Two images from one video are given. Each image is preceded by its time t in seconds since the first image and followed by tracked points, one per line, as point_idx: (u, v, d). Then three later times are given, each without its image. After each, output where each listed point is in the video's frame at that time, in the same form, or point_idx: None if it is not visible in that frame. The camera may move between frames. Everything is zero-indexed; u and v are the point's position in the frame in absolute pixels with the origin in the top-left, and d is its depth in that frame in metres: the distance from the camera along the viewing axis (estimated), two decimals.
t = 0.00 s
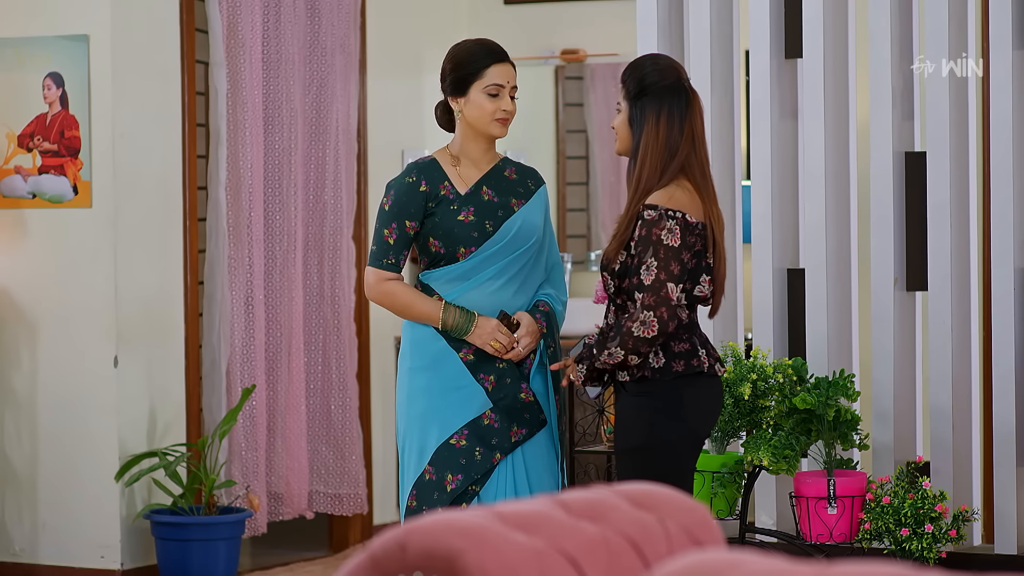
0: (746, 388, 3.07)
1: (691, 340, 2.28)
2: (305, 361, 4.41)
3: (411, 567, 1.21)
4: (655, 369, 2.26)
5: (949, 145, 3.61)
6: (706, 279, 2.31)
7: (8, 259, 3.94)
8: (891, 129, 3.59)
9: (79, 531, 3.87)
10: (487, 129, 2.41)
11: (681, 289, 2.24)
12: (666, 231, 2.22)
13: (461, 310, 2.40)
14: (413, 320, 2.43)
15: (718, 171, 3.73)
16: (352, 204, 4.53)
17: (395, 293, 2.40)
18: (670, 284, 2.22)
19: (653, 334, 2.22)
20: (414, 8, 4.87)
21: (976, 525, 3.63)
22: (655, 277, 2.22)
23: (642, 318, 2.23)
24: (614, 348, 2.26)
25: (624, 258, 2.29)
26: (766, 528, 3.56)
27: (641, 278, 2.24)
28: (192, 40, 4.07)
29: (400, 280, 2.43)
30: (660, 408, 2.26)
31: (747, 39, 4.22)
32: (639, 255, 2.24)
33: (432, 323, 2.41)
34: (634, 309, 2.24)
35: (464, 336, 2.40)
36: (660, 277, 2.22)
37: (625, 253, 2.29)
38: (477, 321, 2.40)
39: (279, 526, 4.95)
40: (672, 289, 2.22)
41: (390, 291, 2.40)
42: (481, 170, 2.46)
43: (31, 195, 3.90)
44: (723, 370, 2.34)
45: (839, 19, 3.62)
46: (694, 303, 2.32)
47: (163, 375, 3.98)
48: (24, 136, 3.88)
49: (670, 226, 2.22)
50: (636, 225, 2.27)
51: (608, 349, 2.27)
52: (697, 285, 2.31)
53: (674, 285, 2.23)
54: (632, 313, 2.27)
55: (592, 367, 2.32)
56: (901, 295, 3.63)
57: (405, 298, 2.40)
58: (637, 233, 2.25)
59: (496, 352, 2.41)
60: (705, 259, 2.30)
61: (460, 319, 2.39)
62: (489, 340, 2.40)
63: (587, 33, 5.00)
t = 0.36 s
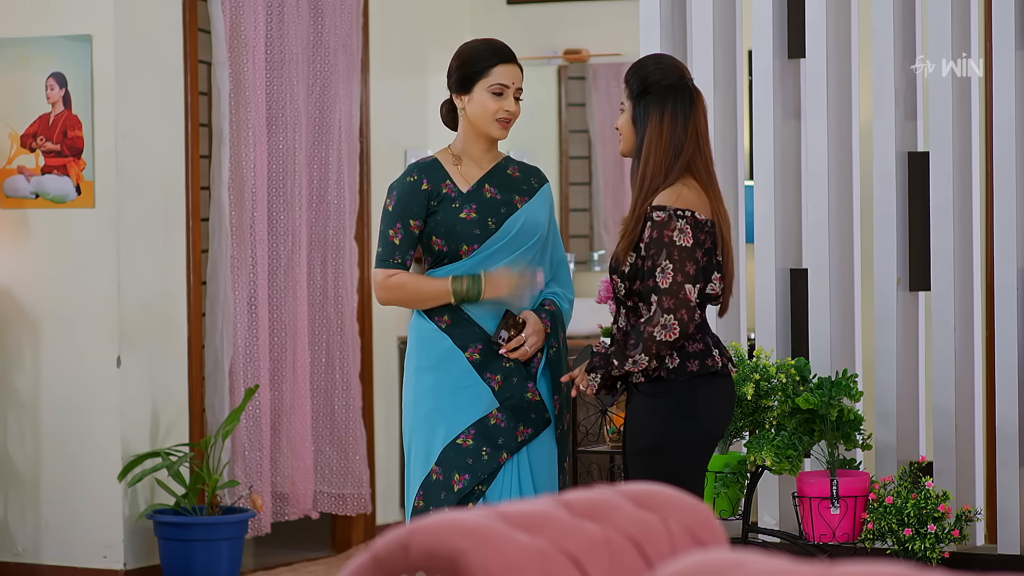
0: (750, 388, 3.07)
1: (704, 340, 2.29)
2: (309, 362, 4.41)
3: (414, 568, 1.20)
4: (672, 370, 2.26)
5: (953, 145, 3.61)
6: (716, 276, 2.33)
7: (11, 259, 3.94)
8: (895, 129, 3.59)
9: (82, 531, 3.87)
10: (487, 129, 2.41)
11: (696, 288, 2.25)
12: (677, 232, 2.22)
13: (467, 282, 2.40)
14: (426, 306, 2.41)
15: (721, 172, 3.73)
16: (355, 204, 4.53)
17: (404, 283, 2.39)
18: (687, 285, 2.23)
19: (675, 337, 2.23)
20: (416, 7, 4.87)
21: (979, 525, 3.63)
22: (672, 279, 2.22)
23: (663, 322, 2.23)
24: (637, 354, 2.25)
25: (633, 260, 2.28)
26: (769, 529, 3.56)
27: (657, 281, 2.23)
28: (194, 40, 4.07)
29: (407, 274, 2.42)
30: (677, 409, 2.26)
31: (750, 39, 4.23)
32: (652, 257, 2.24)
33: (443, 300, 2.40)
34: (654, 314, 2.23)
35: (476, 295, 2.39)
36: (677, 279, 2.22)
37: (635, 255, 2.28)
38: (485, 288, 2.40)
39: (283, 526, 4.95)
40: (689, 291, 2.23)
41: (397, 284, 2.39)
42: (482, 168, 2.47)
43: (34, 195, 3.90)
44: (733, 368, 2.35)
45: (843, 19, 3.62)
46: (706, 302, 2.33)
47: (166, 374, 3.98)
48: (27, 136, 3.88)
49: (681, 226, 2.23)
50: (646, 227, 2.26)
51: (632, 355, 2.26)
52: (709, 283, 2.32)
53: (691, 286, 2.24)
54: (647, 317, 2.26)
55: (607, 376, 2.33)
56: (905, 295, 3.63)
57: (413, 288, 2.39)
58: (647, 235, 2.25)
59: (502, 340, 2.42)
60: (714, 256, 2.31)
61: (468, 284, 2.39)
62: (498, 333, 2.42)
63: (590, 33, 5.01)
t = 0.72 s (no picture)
0: (751, 388, 3.07)
1: (712, 341, 2.28)
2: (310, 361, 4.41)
3: (414, 568, 1.20)
4: (679, 370, 2.26)
5: (953, 145, 3.61)
6: (724, 277, 2.32)
7: (12, 259, 3.94)
8: (895, 130, 3.60)
9: (83, 531, 3.87)
10: (502, 130, 2.41)
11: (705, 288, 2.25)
12: (683, 233, 2.22)
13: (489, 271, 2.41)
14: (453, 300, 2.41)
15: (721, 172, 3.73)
16: (355, 204, 4.53)
17: (426, 281, 2.39)
18: (696, 285, 2.22)
19: (685, 338, 2.22)
20: (417, 7, 4.87)
21: (979, 525, 3.63)
22: (680, 280, 2.21)
23: (672, 322, 2.22)
24: (646, 355, 2.25)
25: (640, 261, 2.29)
26: (770, 528, 3.56)
27: (665, 282, 2.23)
28: (195, 41, 4.07)
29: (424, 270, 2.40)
30: (682, 412, 2.26)
31: (751, 38, 4.23)
32: (660, 258, 2.23)
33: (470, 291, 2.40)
34: (663, 315, 2.23)
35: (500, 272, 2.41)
36: (685, 280, 2.22)
37: (641, 256, 2.29)
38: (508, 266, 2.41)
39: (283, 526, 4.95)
40: (698, 291, 2.22)
41: (418, 283, 2.38)
42: (495, 167, 2.46)
43: (34, 195, 3.90)
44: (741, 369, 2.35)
45: (843, 19, 3.62)
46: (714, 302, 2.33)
47: (167, 375, 3.98)
48: (28, 136, 3.88)
49: (687, 226, 2.22)
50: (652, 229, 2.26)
51: (641, 357, 2.26)
52: (716, 284, 2.31)
53: (699, 286, 2.23)
54: (655, 319, 2.26)
55: (615, 378, 2.33)
56: (905, 295, 3.63)
57: (437, 284, 2.39)
58: (654, 236, 2.24)
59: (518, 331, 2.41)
60: (721, 256, 2.31)
61: (494, 272, 2.40)
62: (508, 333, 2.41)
63: (591, 33, 5.01)
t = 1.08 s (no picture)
0: (751, 388, 3.07)
1: (711, 342, 2.28)
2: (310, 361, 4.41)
3: (415, 567, 1.20)
4: (675, 369, 2.26)
5: (953, 145, 3.60)
6: (728, 279, 2.33)
7: (12, 259, 3.94)
8: (895, 129, 3.60)
9: (83, 531, 3.87)
10: (511, 131, 2.41)
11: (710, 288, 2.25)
12: (693, 232, 2.22)
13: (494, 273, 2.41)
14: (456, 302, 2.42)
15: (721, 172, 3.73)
16: (356, 204, 4.52)
17: (430, 283, 2.38)
18: (702, 285, 2.23)
19: (687, 336, 2.22)
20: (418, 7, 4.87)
21: (980, 525, 3.63)
22: (687, 279, 2.22)
23: (676, 321, 2.22)
24: (648, 352, 2.25)
25: (646, 257, 2.28)
26: (770, 529, 3.56)
27: (671, 281, 2.23)
28: (195, 41, 4.07)
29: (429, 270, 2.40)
30: (676, 412, 2.26)
31: (751, 39, 4.23)
32: (667, 256, 2.23)
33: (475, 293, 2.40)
34: (667, 312, 2.23)
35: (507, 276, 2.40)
36: (692, 279, 2.22)
37: (648, 253, 2.28)
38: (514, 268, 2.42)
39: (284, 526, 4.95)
40: (704, 291, 2.23)
41: (423, 283, 2.38)
42: (503, 167, 2.46)
43: (35, 195, 3.90)
44: (739, 371, 2.35)
45: (843, 20, 3.62)
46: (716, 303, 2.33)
47: (167, 375, 3.98)
48: (28, 136, 3.88)
49: (697, 226, 2.22)
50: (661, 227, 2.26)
51: (644, 354, 2.26)
52: (720, 285, 2.32)
53: (705, 286, 2.23)
54: (658, 316, 2.26)
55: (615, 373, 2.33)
56: (906, 295, 3.63)
57: (442, 285, 2.39)
58: (662, 234, 2.25)
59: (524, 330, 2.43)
60: (728, 258, 2.32)
61: (500, 275, 2.40)
62: (513, 333, 2.43)
63: (591, 33, 5.01)
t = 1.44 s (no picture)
0: (751, 388, 3.07)
1: (713, 340, 2.29)
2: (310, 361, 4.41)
3: (415, 567, 1.20)
4: (679, 367, 2.26)
5: (953, 144, 3.60)
6: (732, 277, 2.33)
7: (12, 260, 3.94)
8: (895, 130, 3.60)
9: (83, 531, 3.87)
10: (514, 130, 2.41)
11: (712, 285, 2.25)
12: (697, 229, 2.22)
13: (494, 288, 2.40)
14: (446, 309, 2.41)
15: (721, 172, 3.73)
16: (356, 204, 4.52)
17: (426, 286, 2.38)
18: (704, 281, 2.23)
19: (689, 331, 2.22)
20: (418, 7, 4.87)
21: (980, 525, 3.63)
22: (689, 275, 2.22)
23: (679, 316, 2.23)
24: (653, 349, 2.25)
25: (650, 257, 2.29)
26: (770, 529, 3.56)
27: (674, 276, 2.23)
28: (195, 40, 4.07)
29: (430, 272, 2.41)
30: (680, 410, 2.26)
31: (750, 39, 4.23)
32: (671, 253, 2.24)
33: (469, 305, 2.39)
34: (670, 308, 2.23)
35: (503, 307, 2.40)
36: (694, 275, 2.22)
37: (652, 252, 2.29)
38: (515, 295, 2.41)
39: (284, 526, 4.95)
40: (706, 287, 2.23)
41: (419, 284, 2.39)
42: (506, 167, 2.46)
43: (35, 195, 3.90)
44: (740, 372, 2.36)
45: (843, 20, 3.63)
46: (719, 302, 2.33)
47: (167, 376, 3.98)
48: (28, 136, 3.88)
49: (700, 223, 2.23)
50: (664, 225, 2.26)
51: (647, 350, 2.26)
52: (723, 283, 2.32)
53: (707, 282, 2.23)
54: (662, 313, 2.27)
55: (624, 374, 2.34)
56: (905, 295, 3.63)
57: (438, 289, 2.38)
58: (666, 231, 2.25)
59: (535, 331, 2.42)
60: (731, 257, 2.32)
61: (495, 296, 2.39)
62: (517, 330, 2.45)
63: (591, 33, 5.01)
